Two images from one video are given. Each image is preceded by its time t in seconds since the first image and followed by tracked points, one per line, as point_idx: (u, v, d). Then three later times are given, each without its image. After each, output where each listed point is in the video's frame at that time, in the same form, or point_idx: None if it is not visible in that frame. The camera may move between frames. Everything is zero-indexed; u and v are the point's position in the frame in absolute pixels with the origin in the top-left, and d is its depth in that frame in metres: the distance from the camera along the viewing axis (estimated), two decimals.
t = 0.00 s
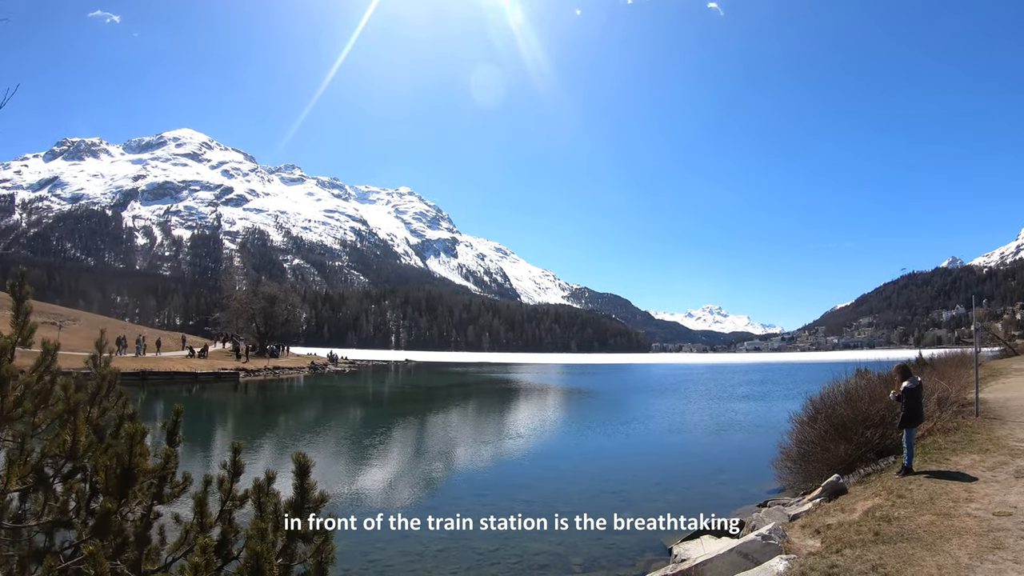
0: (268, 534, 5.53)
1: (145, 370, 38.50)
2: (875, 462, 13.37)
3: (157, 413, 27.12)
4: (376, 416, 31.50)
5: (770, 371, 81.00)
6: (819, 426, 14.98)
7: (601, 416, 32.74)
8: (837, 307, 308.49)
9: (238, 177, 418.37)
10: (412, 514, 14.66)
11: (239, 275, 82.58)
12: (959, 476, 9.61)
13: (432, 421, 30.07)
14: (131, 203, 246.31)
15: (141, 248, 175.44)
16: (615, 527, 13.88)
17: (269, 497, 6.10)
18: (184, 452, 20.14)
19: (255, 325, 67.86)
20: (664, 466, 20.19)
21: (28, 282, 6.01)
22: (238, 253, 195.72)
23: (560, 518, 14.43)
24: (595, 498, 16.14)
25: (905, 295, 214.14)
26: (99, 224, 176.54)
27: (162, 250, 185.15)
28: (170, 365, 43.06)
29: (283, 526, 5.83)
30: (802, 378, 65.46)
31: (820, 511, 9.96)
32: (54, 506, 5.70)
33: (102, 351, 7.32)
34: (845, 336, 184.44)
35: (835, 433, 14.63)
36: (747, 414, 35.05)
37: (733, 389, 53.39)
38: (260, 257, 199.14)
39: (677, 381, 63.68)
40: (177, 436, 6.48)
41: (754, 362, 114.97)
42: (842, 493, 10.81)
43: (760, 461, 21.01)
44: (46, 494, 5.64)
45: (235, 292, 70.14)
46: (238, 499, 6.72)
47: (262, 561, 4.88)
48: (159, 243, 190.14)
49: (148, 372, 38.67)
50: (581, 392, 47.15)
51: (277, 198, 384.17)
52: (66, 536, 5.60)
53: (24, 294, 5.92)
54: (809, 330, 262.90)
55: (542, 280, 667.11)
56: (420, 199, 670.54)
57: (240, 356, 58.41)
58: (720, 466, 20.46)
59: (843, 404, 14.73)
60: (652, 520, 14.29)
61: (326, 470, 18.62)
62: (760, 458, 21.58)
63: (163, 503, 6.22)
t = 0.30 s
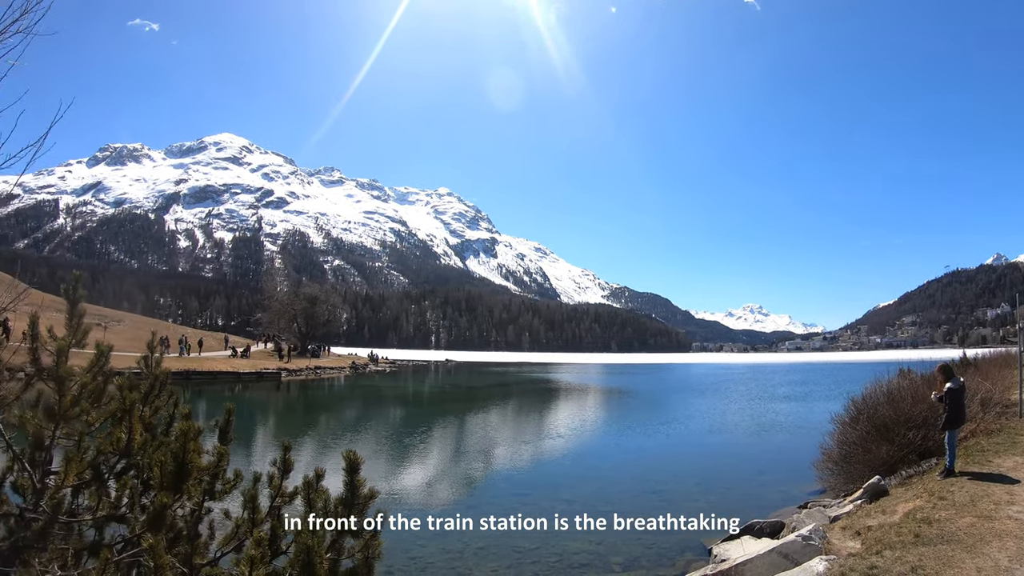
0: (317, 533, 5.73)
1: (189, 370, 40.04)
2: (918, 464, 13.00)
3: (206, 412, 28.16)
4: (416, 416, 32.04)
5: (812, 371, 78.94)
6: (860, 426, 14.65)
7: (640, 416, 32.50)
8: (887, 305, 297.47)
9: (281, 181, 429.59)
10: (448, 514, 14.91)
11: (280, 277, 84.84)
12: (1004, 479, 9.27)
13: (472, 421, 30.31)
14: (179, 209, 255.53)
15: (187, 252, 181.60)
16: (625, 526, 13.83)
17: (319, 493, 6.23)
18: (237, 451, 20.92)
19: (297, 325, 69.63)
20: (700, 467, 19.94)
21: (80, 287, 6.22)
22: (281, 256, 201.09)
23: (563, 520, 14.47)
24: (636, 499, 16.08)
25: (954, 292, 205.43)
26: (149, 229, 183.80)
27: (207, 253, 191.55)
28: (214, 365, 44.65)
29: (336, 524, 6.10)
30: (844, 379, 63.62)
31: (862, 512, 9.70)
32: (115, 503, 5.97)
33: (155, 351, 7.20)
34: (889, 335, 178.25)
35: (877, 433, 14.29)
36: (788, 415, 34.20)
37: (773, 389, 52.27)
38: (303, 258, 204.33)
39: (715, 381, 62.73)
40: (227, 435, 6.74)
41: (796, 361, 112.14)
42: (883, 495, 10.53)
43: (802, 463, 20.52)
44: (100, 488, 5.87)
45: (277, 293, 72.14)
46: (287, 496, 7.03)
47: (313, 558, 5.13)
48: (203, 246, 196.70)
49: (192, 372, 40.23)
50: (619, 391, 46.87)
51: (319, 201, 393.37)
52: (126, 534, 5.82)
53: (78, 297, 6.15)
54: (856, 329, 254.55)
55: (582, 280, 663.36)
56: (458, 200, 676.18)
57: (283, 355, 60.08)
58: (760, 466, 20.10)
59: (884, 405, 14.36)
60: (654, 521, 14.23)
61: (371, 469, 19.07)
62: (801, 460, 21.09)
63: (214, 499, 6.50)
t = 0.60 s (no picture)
0: (355, 532, 5.90)
1: (221, 371, 41.22)
2: (951, 466, 12.72)
3: (243, 413, 29.04)
4: (446, 416, 32.45)
5: (845, 371, 77.31)
6: (892, 427, 14.37)
7: (671, 417, 32.25)
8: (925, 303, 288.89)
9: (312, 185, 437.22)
10: (478, 514, 15.09)
11: (312, 279, 86.43)
12: None
13: (502, 421, 30.48)
14: (215, 213, 262.37)
15: (221, 255, 186.25)
16: (632, 524, 14.04)
17: (357, 493, 6.49)
18: (276, 451, 21.53)
19: (328, 326, 70.78)
20: (728, 468, 19.76)
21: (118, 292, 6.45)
22: (313, 258, 204.79)
23: (561, 519, 14.63)
24: (668, 500, 16.03)
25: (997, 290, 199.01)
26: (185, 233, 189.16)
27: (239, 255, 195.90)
28: (246, 366, 45.77)
29: (374, 524, 6.20)
30: (879, 379, 62.09)
31: (894, 515, 9.51)
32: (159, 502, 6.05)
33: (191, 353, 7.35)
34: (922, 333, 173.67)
35: (909, 434, 14.01)
36: (821, 415, 33.54)
37: (806, 389, 51.29)
38: (333, 260, 207.74)
39: (746, 381, 61.85)
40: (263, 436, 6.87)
41: (831, 361, 109.59)
42: (915, 496, 10.31)
43: (835, 464, 20.14)
44: (138, 487, 5.90)
45: (308, 296, 73.60)
46: (324, 494, 7.20)
47: (350, 554, 5.32)
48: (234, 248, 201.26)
49: (224, 372, 41.38)
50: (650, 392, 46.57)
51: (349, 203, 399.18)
52: (168, 534, 5.87)
53: (115, 301, 6.36)
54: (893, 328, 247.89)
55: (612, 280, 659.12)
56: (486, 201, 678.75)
57: (314, 356, 61.24)
58: (791, 467, 19.81)
59: (916, 405, 14.08)
60: (651, 521, 14.24)
61: (404, 469, 19.44)
62: (834, 461, 20.68)
63: (252, 498, 6.71)
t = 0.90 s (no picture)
0: (393, 533, 6.10)
1: (258, 373, 42.36)
2: (990, 470, 12.43)
3: (282, 414, 29.84)
4: (478, 418, 32.69)
5: (886, 372, 75.09)
6: (929, 431, 14.02)
7: (705, 419, 31.85)
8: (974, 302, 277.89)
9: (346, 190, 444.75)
10: (514, 515, 15.29)
11: (345, 282, 87.93)
12: None
13: (535, 423, 30.59)
14: (252, 219, 269.18)
15: (258, 260, 190.89)
16: (658, 525, 14.11)
17: (398, 494, 6.63)
18: (316, 451, 22.19)
19: (362, 329, 71.81)
20: (763, 470, 19.48)
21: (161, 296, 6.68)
22: (348, 262, 208.37)
23: (560, 519, 14.89)
24: (702, 502, 15.93)
25: None
26: (223, 238, 194.42)
27: (275, 259, 200.49)
28: (282, 368, 46.87)
29: (415, 524, 6.41)
30: (923, 379, 60.05)
31: (930, 518, 9.28)
32: (202, 503, 6.28)
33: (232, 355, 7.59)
34: (966, 333, 167.53)
35: (947, 438, 13.70)
36: (861, 418, 32.69)
37: (844, 391, 50.14)
38: (367, 264, 210.85)
39: (782, 384, 60.69)
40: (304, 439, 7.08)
41: (872, 363, 106.77)
42: (953, 500, 10.01)
43: (873, 467, 19.64)
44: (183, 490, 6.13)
45: (342, 299, 74.95)
46: (363, 495, 7.42)
47: (392, 555, 5.53)
48: (269, 252, 206.01)
49: (261, 375, 42.52)
50: (685, 394, 46.08)
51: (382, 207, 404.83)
52: (212, 534, 6.09)
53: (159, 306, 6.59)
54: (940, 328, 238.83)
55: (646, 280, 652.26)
56: (517, 203, 680.07)
57: (349, 359, 62.33)
58: (827, 470, 19.39)
59: (954, 408, 13.77)
60: (653, 521, 14.43)
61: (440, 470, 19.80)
62: (873, 464, 20.16)
63: (295, 499, 6.96)
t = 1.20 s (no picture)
0: (422, 533, 6.24)
1: (284, 375, 43.08)
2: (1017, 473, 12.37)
3: (307, 416, 30.35)
4: (501, 420, 32.80)
5: (916, 374, 73.63)
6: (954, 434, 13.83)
7: (730, 423, 31.39)
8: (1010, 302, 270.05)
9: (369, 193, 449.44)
10: (540, 519, 15.16)
11: (368, 284, 88.85)
12: None
13: (558, 426, 30.48)
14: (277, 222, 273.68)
15: (283, 263, 193.85)
16: (681, 528, 14.11)
17: (427, 495, 6.77)
18: (341, 453, 22.55)
19: (386, 332, 72.48)
20: (786, 473, 19.23)
21: (191, 299, 6.78)
22: (371, 265, 210.61)
23: (559, 520, 15.09)
24: (725, 505, 15.81)
25: None
26: (247, 241, 197.49)
27: (299, 262, 203.42)
28: (307, 370, 47.60)
29: (443, 523, 6.55)
30: (954, 381, 58.78)
31: (956, 522, 9.13)
32: (232, 504, 6.45)
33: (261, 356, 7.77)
34: (1002, 334, 162.86)
35: (973, 441, 13.55)
36: (887, 420, 32.16)
37: (868, 393, 49.37)
38: (391, 266, 212.68)
39: (807, 386, 59.76)
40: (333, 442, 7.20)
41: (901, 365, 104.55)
42: (978, 504, 9.83)
43: (900, 471, 19.30)
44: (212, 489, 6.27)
45: (366, 301, 75.77)
46: (392, 497, 7.59)
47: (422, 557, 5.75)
48: (293, 255, 209.00)
49: (287, 377, 43.23)
50: (708, 397, 45.74)
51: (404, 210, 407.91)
52: (242, 532, 6.27)
53: (189, 309, 6.70)
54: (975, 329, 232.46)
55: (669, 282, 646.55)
56: (539, 205, 680.26)
57: (372, 360, 62.95)
58: (853, 474, 19.06)
59: (979, 410, 13.53)
60: (652, 522, 14.66)
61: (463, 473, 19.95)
62: (900, 468, 19.83)
63: (324, 499, 7.13)
